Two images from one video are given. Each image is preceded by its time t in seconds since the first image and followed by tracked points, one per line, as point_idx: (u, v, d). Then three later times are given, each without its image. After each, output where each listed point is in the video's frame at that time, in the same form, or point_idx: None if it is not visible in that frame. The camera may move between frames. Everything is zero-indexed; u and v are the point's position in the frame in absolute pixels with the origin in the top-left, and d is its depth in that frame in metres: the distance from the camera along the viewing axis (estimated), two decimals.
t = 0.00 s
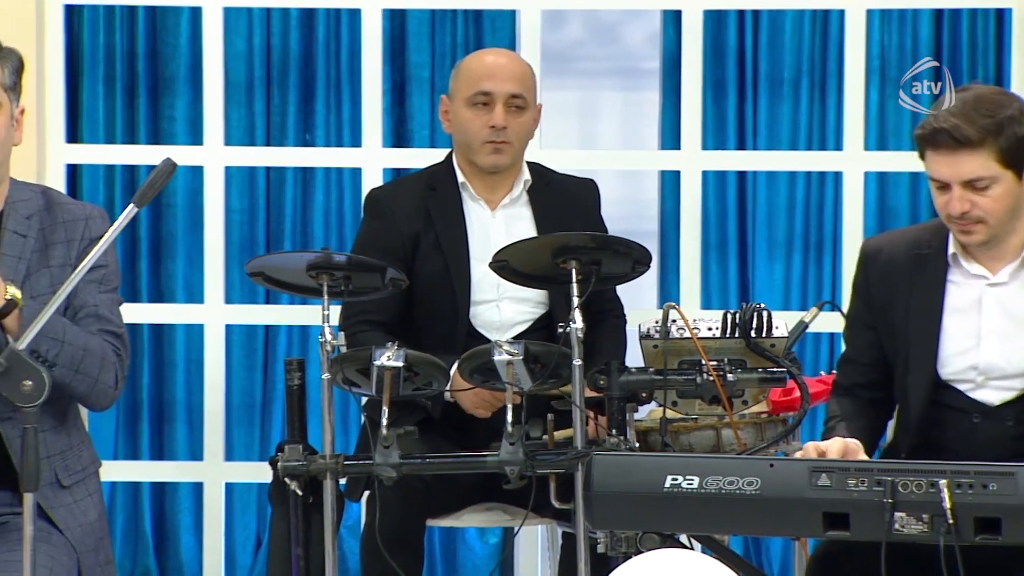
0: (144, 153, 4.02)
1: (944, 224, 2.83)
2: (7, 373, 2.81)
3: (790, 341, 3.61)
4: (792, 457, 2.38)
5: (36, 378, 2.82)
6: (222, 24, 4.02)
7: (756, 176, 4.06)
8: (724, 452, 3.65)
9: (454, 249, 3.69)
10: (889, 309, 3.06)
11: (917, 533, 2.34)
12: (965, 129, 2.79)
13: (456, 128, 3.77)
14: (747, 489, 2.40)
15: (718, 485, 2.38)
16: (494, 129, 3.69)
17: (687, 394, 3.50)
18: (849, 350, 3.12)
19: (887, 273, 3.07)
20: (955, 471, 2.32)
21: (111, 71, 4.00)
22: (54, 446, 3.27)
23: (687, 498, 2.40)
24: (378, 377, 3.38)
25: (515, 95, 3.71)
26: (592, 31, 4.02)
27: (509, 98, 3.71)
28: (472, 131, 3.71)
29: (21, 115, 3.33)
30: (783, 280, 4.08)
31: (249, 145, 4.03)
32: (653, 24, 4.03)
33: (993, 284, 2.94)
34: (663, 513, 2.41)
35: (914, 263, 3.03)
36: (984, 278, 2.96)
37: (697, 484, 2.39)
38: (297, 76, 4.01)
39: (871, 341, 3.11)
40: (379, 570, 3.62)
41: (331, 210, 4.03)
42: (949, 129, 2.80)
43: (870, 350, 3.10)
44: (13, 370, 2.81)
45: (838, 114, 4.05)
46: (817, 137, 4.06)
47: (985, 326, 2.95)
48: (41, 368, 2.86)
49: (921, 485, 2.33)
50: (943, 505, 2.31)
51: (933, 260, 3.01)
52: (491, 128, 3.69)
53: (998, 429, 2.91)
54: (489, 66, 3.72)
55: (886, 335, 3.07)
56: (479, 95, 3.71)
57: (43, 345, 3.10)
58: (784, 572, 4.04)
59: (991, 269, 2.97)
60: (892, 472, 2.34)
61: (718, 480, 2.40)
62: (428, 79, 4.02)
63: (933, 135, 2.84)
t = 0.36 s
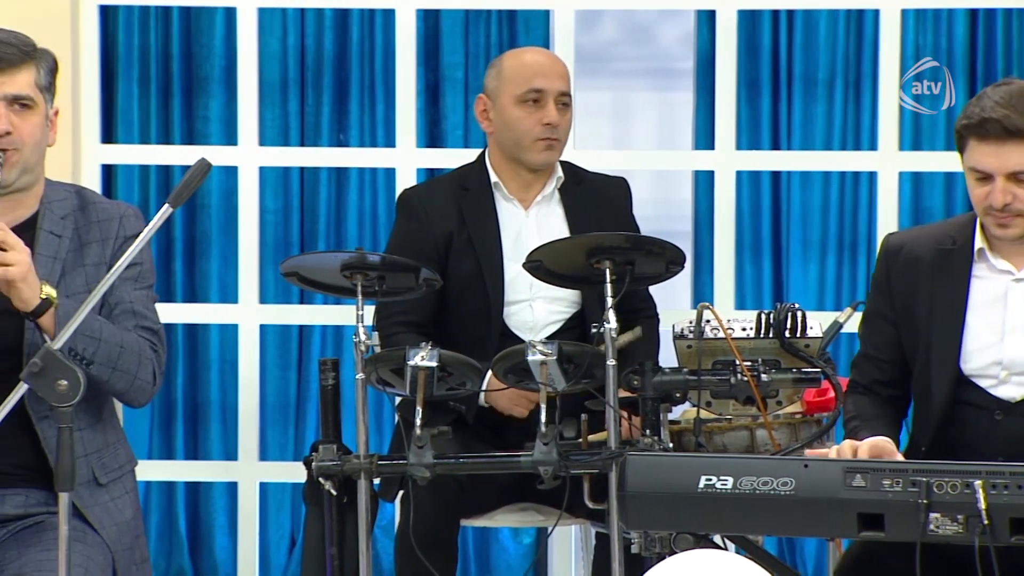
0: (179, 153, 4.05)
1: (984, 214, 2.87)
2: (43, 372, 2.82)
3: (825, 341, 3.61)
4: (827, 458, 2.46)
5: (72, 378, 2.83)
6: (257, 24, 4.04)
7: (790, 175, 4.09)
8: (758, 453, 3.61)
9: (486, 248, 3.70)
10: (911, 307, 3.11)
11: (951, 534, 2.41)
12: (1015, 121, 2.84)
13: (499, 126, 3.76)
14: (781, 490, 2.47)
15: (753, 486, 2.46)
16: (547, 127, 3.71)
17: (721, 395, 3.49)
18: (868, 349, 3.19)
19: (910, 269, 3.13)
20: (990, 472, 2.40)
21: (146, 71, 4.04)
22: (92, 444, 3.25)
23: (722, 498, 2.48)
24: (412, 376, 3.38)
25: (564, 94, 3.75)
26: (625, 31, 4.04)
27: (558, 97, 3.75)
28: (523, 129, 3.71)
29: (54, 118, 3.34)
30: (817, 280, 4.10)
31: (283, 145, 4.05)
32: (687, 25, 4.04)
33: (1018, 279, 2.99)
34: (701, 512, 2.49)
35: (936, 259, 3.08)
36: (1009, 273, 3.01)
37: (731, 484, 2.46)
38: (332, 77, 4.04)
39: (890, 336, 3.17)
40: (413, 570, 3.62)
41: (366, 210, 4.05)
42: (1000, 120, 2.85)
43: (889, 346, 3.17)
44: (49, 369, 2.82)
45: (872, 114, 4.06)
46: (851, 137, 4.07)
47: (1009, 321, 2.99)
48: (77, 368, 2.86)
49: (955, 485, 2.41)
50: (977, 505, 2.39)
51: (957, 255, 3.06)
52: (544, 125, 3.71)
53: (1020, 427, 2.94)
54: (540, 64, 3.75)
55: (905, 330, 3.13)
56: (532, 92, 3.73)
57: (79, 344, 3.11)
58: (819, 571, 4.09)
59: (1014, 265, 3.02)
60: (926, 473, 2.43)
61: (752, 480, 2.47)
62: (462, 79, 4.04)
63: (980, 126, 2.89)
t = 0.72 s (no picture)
0: (213, 154, 4.11)
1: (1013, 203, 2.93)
2: (79, 373, 2.82)
3: (860, 342, 3.58)
4: (862, 459, 2.45)
5: (107, 378, 2.83)
6: (292, 25, 4.10)
7: (825, 176, 4.11)
8: (793, 453, 3.57)
9: (520, 249, 3.70)
10: (940, 309, 3.14)
11: (987, 535, 2.40)
12: None
13: (539, 127, 3.76)
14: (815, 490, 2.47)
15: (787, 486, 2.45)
16: (590, 127, 3.73)
17: (756, 395, 3.47)
18: (897, 353, 3.19)
19: (939, 268, 3.15)
20: None
21: (180, 72, 4.10)
22: (131, 442, 3.26)
23: (756, 498, 2.47)
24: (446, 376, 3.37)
25: (605, 95, 3.78)
26: (659, 31, 4.07)
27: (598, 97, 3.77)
28: (566, 130, 3.72)
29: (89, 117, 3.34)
30: (852, 280, 4.12)
31: (317, 145, 4.11)
32: (721, 25, 4.07)
33: None
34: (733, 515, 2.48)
35: (965, 257, 3.12)
36: None
37: (766, 485, 2.46)
38: (365, 78, 4.09)
39: (921, 338, 3.18)
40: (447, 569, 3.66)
41: (399, 210, 4.11)
42: None
43: (920, 348, 3.18)
44: (84, 369, 2.82)
45: (908, 115, 4.07)
46: (885, 137, 4.09)
47: None
48: (112, 368, 2.87)
49: (991, 486, 2.40)
50: (1014, 506, 2.37)
51: (986, 251, 3.11)
52: (588, 126, 3.73)
53: None
54: (582, 64, 3.77)
55: (936, 332, 3.15)
56: (575, 93, 3.74)
57: (130, 333, 3.13)
58: (853, 572, 4.10)
59: None
60: (961, 474, 2.41)
61: (787, 480, 2.46)
62: (496, 80, 4.09)
63: (1007, 116, 2.98)
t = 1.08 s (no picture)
0: (254, 154, 4.24)
1: None
2: (121, 372, 2.79)
3: (901, 342, 3.52)
4: (903, 458, 2.34)
5: (149, 378, 2.80)
6: (332, 25, 4.24)
7: (866, 176, 4.16)
8: (834, 454, 3.51)
9: (560, 250, 3.73)
10: (992, 307, 3.10)
11: None
12: None
13: (588, 129, 3.81)
14: (855, 491, 2.35)
15: (828, 487, 2.34)
16: (638, 129, 3.79)
17: (796, 395, 3.42)
18: (952, 350, 3.16)
19: (992, 267, 3.12)
20: None
21: (221, 72, 4.23)
22: (174, 441, 3.26)
23: (795, 500, 2.36)
24: (485, 376, 3.31)
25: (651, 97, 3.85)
26: (699, 31, 4.13)
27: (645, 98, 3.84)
28: (616, 132, 3.78)
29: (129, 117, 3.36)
30: (893, 282, 4.16)
31: (357, 145, 4.25)
32: (761, 24, 4.13)
33: None
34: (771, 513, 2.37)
35: (1017, 255, 3.09)
36: None
37: (807, 486, 2.34)
38: (406, 78, 4.23)
39: (974, 336, 3.15)
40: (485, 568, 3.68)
41: (439, 210, 4.26)
42: None
43: (973, 346, 3.14)
44: (126, 368, 2.79)
45: (949, 113, 4.13)
46: (926, 136, 4.14)
47: None
48: (154, 368, 2.83)
49: None
50: None
51: None
52: (637, 128, 3.79)
53: None
54: (628, 65, 3.83)
55: (990, 331, 3.11)
56: (625, 95, 3.80)
57: (178, 331, 3.15)
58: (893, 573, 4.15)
59: None
60: (1002, 474, 2.30)
61: (826, 481, 2.35)
62: (535, 80, 4.22)
63: None
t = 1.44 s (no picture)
0: (294, 156, 4.31)
1: None
2: (163, 371, 2.80)
3: (936, 343, 3.56)
4: (938, 457, 2.33)
5: (191, 377, 2.81)
6: (372, 29, 4.30)
7: (900, 178, 4.19)
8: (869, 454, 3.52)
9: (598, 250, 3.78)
10: None
11: None
12: None
13: (625, 129, 3.85)
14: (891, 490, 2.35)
15: (864, 486, 2.34)
16: (675, 130, 3.83)
17: (831, 395, 3.42)
18: (982, 345, 3.11)
19: None
20: None
21: (262, 75, 4.30)
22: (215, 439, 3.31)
23: (831, 499, 2.36)
24: (523, 374, 3.34)
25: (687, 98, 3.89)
26: (735, 34, 4.16)
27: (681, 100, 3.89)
28: (652, 132, 3.82)
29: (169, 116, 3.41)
30: (927, 283, 4.19)
31: (396, 147, 4.32)
32: (797, 27, 4.16)
33: None
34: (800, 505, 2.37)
35: None
36: None
37: (842, 485, 2.34)
38: (445, 80, 4.29)
39: (1007, 332, 3.10)
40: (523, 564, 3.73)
41: (478, 211, 4.31)
42: None
43: (1005, 342, 3.09)
44: (169, 367, 2.80)
45: (983, 115, 4.15)
46: (961, 138, 4.17)
47: None
48: (196, 367, 2.84)
49: None
50: None
51: None
52: (673, 129, 3.83)
53: None
54: (665, 67, 3.88)
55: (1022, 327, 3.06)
56: (661, 96, 3.85)
57: (214, 333, 3.21)
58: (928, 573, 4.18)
59: None
60: None
61: (863, 480, 2.35)
62: (573, 82, 4.27)
63: None
